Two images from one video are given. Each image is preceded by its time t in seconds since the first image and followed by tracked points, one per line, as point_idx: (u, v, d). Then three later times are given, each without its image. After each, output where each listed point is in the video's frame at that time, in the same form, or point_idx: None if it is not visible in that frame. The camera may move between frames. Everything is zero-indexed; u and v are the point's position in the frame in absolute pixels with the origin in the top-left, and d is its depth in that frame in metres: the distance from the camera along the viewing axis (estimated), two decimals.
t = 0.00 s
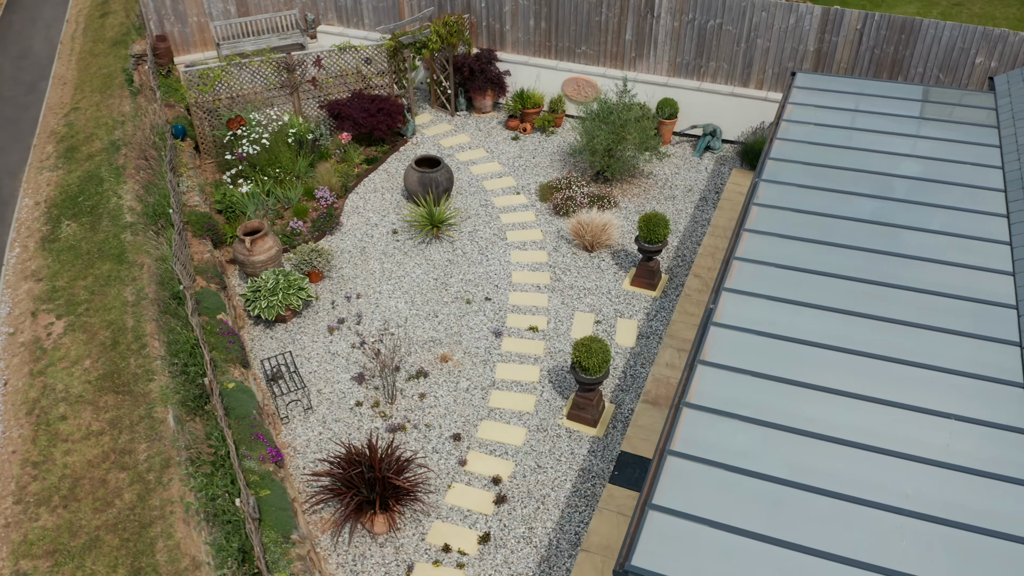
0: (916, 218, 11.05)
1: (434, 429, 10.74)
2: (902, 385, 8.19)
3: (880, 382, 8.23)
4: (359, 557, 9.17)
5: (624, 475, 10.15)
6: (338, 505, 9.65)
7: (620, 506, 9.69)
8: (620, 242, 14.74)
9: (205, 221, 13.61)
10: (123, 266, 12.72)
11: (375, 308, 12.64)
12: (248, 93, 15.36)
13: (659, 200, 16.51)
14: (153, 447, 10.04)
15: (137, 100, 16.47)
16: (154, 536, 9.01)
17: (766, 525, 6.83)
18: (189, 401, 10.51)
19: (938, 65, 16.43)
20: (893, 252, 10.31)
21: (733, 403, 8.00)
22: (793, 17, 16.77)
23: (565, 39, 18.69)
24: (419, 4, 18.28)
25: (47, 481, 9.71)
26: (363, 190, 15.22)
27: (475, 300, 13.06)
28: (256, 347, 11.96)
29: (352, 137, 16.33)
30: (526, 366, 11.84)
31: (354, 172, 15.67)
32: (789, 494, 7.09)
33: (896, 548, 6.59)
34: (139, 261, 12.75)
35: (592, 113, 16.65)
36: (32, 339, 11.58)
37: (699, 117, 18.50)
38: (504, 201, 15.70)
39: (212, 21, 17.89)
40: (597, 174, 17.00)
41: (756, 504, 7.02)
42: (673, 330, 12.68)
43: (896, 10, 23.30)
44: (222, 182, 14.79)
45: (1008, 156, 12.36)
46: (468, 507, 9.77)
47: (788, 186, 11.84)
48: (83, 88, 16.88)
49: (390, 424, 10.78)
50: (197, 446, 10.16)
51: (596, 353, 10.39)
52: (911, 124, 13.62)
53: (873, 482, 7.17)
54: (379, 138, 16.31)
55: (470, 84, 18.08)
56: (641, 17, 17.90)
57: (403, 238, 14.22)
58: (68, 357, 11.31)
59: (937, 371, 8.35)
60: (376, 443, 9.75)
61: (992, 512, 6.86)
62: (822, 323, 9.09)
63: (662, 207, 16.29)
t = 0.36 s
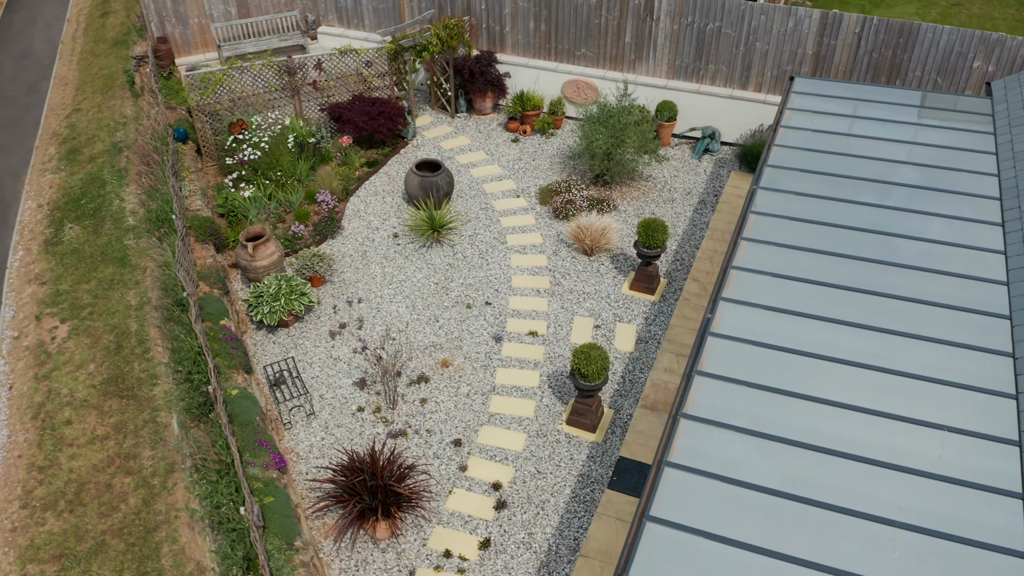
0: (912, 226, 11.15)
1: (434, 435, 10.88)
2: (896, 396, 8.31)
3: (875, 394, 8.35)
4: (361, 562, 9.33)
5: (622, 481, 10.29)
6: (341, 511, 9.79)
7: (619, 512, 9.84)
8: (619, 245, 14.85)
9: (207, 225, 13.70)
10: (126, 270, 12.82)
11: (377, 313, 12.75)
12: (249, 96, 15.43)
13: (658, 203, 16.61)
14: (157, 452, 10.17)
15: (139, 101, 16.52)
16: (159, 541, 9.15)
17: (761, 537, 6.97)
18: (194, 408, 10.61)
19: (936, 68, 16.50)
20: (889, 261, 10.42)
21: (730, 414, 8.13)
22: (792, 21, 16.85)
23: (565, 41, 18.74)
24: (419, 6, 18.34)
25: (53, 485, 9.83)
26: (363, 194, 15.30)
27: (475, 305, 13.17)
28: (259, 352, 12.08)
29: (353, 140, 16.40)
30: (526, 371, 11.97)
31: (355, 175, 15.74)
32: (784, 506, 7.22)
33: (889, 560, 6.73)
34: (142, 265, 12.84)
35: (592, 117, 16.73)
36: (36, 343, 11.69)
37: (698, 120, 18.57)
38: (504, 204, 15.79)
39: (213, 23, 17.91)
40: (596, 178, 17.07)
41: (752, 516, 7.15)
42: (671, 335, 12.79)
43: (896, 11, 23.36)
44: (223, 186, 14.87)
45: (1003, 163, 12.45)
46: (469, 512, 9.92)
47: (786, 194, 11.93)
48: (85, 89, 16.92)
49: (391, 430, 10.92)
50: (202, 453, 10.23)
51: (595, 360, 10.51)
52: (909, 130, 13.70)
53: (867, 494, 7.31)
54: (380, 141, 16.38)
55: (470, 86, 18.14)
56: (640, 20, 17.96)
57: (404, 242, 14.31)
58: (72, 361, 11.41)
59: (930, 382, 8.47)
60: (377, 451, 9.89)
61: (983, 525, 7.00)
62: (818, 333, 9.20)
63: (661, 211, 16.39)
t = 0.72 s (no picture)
0: (907, 235, 11.24)
1: (433, 440, 11.02)
2: (888, 408, 8.43)
3: (867, 405, 8.47)
4: (361, 568, 9.48)
5: (618, 486, 10.45)
6: (342, 517, 9.92)
7: (615, 517, 9.99)
8: (617, 249, 14.95)
9: (207, 229, 13.77)
10: (127, 273, 12.90)
11: (376, 318, 12.86)
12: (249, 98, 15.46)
13: (655, 206, 16.69)
14: (159, 457, 10.29)
15: (139, 102, 16.55)
16: (161, 545, 9.27)
17: (753, 549, 7.09)
18: (195, 415, 10.69)
19: (933, 72, 16.57)
20: (883, 271, 10.51)
21: (724, 426, 8.25)
22: (789, 24, 16.91)
23: (564, 43, 18.77)
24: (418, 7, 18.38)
25: (56, 490, 9.95)
26: (363, 197, 15.36)
27: (474, 309, 13.27)
28: (259, 357, 12.18)
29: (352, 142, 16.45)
30: (524, 376, 12.10)
31: (355, 178, 15.80)
32: (776, 518, 7.35)
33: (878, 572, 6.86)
34: (143, 268, 12.92)
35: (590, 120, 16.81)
36: (38, 347, 11.79)
37: (696, 122, 18.65)
38: (502, 207, 15.88)
39: (212, 23, 17.89)
40: (595, 181, 17.13)
41: (744, 527, 7.27)
42: (668, 340, 12.91)
43: (894, 12, 23.39)
44: (224, 189, 14.92)
45: (998, 171, 12.53)
46: (467, 518, 10.07)
47: (782, 202, 12.03)
48: (84, 88, 16.94)
49: (391, 435, 11.05)
50: (205, 461, 10.32)
51: (591, 367, 10.63)
52: (904, 136, 13.78)
53: (857, 506, 7.43)
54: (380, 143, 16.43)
55: (469, 88, 18.18)
56: (639, 22, 17.99)
57: (403, 245, 14.40)
58: (74, 365, 11.51)
59: (921, 394, 8.58)
60: (376, 458, 10.02)
61: (971, 537, 7.13)
62: (812, 344, 9.31)
63: (658, 213, 16.48)
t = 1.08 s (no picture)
0: (902, 242, 11.35)
1: (434, 444, 11.16)
2: (881, 417, 8.55)
3: (861, 415, 8.59)
4: (363, 571, 9.66)
5: (617, 490, 10.61)
6: (344, 521, 10.07)
7: (612, 521, 10.16)
8: (615, 251, 15.06)
9: (208, 232, 13.82)
10: (129, 275, 12.99)
11: (377, 321, 12.98)
12: (249, 99, 15.49)
13: (654, 208, 16.78)
14: (163, 460, 10.42)
15: (139, 102, 16.57)
16: (166, 548, 9.42)
17: (747, 558, 7.23)
18: (199, 420, 10.79)
19: (930, 74, 16.64)
20: (879, 279, 10.62)
21: (719, 435, 8.39)
22: (787, 25, 16.96)
23: (562, 43, 18.81)
24: (418, 7, 18.39)
25: (61, 492, 10.07)
26: (363, 198, 15.44)
27: (473, 312, 13.39)
28: (261, 360, 12.28)
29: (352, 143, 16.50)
30: (523, 380, 12.24)
31: (355, 179, 15.87)
32: (771, 528, 7.47)
33: None
34: (145, 270, 13.01)
35: (589, 122, 16.88)
36: (42, 349, 11.90)
37: (694, 122, 18.72)
38: (501, 209, 15.97)
39: (212, 23, 17.83)
40: (594, 182, 17.20)
41: (739, 537, 7.40)
42: (665, 343, 13.05)
43: (893, 11, 23.40)
44: (225, 190, 14.97)
45: (993, 177, 12.61)
46: (466, 522, 10.23)
47: (779, 208, 12.13)
48: (85, 87, 16.97)
49: (391, 439, 11.20)
50: (210, 469, 10.40)
51: (589, 373, 10.75)
52: (901, 141, 13.86)
53: (850, 516, 7.56)
54: (379, 144, 16.48)
55: (468, 88, 18.21)
56: (637, 23, 18.04)
57: (403, 248, 14.50)
58: (77, 367, 11.61)
59: (915, 404, 8.69)
60: (377, 464, 10.17)
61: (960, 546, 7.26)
62: (807, 353, 9.43)
63: (657, 215, 16.57)
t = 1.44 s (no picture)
0: (899, 244, 11.43)
1: (435, 443, 11.30)
2: (876, 420, 8.67)
3: (856, 418, 8.71)
4: (366, 569, 9.80)
5: (616, 489, 10.75)
6: (347, 520, 10.22)
7: (612, 520, 10.30)
8: (615, 250, 15.16)
9: (211, 231, 13.87)
10: (132, 272, 13.07)
11: (378, 319, 13.08)
12: (250, 97, 15.50)
13: (653, 205, 16.85)
14: (167, 458, 10.54)
15: (140, 98, 16.59)
16: (171, 546, 9.56)
17: (744, 560, 7.36)
18: (203, 420, 10.83)
19: (929, 73, 16.68)
20: (876, 281, 10.72)
21: (717, 438, 8.51)
22: (787, 23, 16.99)
23: (562, 39, 18.84)
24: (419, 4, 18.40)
25: (67, 490, 10.19)
26: (364, 196, 15.51)
27: (474, 311, 13.49)
28: (264, 359, 12.38)
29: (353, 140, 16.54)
30: (524, 378, 12.36)
31: (356, 177, 15.92)
32: (767, 531, 7.60)
33: None
34: (147, 268, 13.09)
35: (589, 120, 16.93)
36: (46, 347, 12.00)
37: (693, 120, 18.78)
38: (502, 207, 16.05)
39: (212, 19, 17.57)
40: (593, 180, 17.27)
41: (736, 539, 7.53)
42: (664, 342, 13.15)
43: (893, 5, 23.35)
44: (226, 188, 15.00)
45: (990, 177, 12.68)
46: (468, 520, 10.38)
47: (777, 210, 12.21)
48: (86, 83, 16.98)
49: (393, 438, 11.33)
50: (215, 472, 10.32)
51: (589, 374, 10.87)
52: (899, 142, 13.92)
53: (845, 519, 7.68)
54: (380, 141, 16.52)
55: (468, 85, 18.22)
56: (637, 20, 18.04)
57: (404, 246, 14.58)
58: (82, 365, 11.71)
59: (909, 407, 8.81)
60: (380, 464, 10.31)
61: (951, 550, 7.39)
62: (804, 356, 9.55)
63: (656, 212, 16.65)
